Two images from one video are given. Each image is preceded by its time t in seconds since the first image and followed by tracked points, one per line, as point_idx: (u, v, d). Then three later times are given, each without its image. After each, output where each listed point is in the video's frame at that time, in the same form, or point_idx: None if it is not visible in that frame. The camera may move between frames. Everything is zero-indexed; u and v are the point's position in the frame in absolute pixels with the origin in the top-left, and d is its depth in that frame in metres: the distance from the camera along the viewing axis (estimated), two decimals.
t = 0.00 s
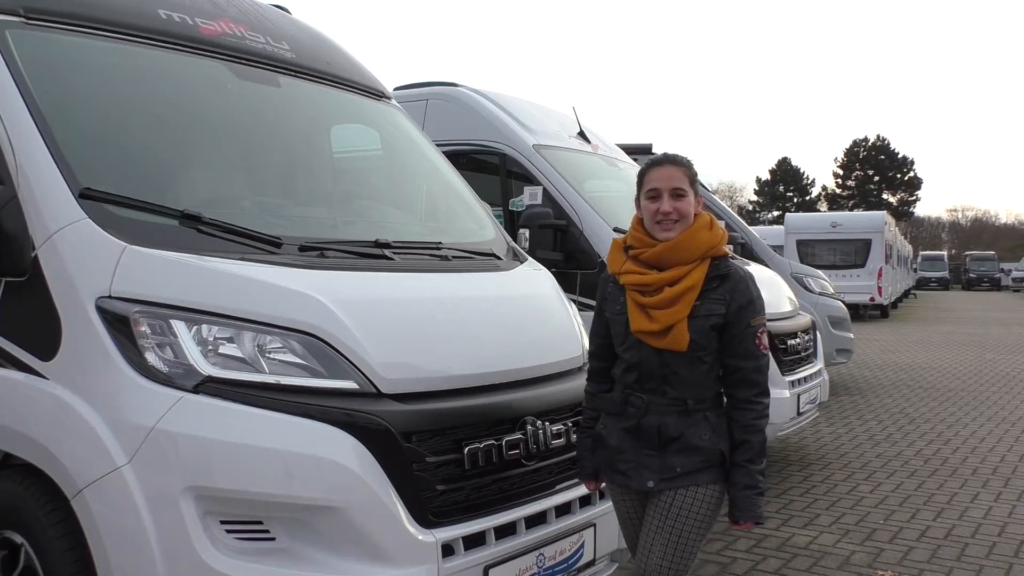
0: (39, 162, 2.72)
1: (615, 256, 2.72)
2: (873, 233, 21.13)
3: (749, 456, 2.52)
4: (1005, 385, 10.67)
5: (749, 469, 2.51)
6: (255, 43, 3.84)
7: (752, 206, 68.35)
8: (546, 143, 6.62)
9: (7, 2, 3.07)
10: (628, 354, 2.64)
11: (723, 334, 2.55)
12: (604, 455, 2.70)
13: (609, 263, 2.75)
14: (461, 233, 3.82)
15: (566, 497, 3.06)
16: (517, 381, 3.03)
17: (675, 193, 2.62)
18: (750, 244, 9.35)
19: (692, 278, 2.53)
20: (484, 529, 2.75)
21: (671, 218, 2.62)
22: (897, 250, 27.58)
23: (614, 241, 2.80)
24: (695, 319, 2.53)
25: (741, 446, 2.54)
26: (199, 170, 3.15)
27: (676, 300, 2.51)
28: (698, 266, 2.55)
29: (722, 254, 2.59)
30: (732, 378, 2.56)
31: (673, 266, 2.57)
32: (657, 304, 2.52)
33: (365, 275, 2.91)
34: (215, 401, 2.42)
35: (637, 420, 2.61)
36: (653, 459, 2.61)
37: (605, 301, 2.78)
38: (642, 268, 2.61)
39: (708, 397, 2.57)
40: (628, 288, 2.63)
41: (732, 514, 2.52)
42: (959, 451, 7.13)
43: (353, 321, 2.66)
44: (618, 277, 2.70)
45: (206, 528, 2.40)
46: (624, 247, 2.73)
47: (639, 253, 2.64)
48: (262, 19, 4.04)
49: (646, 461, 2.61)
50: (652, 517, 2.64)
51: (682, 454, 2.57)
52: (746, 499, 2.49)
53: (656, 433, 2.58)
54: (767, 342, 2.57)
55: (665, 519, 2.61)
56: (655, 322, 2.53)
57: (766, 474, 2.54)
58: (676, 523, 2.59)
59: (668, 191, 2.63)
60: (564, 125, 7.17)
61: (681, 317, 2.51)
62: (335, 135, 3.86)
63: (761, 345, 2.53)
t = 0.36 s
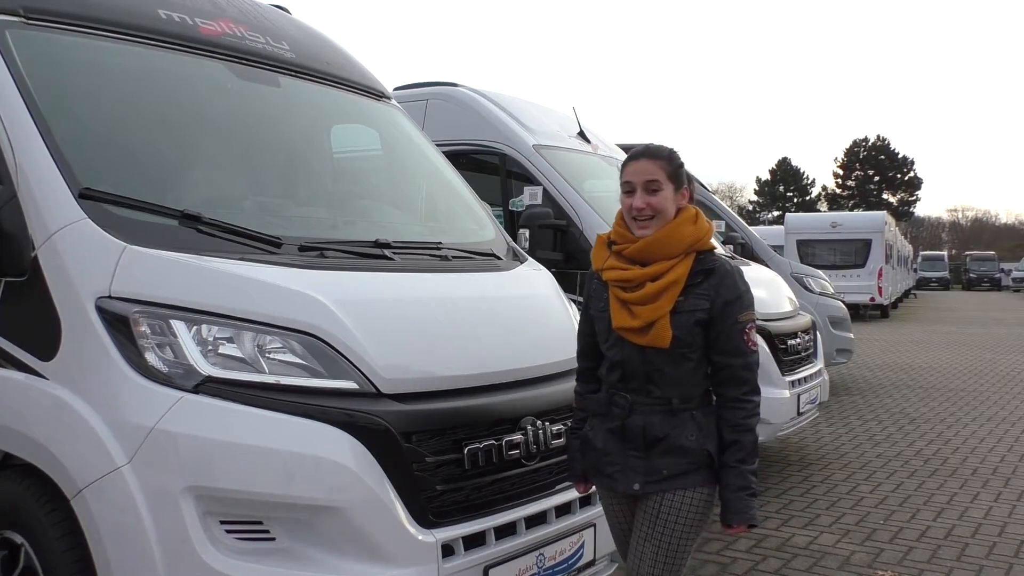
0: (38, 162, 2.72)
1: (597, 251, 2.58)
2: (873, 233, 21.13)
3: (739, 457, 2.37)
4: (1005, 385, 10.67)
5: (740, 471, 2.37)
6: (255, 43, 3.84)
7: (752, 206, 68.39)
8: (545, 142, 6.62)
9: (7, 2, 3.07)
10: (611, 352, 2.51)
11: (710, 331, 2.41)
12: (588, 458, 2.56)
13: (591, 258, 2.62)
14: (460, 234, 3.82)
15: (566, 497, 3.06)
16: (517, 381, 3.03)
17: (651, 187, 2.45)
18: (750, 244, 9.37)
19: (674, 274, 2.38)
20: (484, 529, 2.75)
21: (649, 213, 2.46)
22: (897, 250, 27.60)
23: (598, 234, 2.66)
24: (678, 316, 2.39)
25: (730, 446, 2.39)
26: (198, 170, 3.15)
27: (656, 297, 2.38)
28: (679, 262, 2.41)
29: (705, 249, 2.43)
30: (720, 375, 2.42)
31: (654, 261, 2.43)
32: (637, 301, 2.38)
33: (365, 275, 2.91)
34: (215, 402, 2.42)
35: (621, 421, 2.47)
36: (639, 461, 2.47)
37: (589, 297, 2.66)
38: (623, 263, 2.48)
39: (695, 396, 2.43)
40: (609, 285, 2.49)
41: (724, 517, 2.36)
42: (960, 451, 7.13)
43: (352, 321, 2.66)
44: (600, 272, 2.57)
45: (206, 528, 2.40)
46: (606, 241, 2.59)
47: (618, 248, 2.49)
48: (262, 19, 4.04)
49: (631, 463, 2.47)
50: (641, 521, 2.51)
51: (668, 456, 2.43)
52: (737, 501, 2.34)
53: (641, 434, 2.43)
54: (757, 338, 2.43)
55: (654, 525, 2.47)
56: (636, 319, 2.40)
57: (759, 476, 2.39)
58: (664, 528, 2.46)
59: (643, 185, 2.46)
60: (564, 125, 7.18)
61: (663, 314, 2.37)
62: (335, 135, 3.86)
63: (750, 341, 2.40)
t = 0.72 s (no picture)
0: (38, 162, 2.72)
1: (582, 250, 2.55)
2: (873, 233, 21.13)
3: (725, 460, 2.30)
4: (1006, 385, 10.67)
5: (724, 473, 2.30)
6: (255, 43, 3.84)
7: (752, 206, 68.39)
8: (545, 142, 6.61)
9: (7, 2, 3.07)
10: (594, 351, 2.45)
11: (695, 330, 2.36)
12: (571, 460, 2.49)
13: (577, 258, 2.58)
14: (460, 233, 3.81)
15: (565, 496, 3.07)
16: (517, 381, 3.03)
17: (635, 183, 2.42)
18: (750, 244, 9.37)
19: (658, 271, 2.34)
20: (485, 529, 2.75)
21: (633, 208, 2.42)
22: (897, 250, 27.61)
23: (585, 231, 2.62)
24: (662, 314, 2.34)
25: (715, 449, 2.33)
26: (197, 169, 3.15)
27: (640, 294, 2.33)
28: (663, 260, 2.37)
29: (690, 245, 2.39)
30: (706, 376, 2.37)
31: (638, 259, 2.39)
32: (620, 298, 2.34)
33: (364, 275, 2.91)
34: (215, 401, 2.42)
35: (604, 421, 2.41)
36: (621, 463, 2.40)
37: (573, 295, 2.60)
38: (607, 260, 2.43)
39: (678, 396, 2.36)
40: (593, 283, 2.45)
41: (706, 522, 2.30)
42: (960, 451, 7.12)
43: (352, 321, 2.66)
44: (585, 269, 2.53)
45: (206, 528, 2.40)
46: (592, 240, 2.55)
47: (604, 245, 2.46)
48: (262, 19, 4.04)
49: (614, 465, 2.41)
50: (627, 525, 2.44)
51: (651, 458, 2.36)
52: (720, 506, 2.27)
53: (623, 435, 2.38)
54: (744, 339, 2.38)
55: (638, 530, 2.40)
56: (619, 317, 2.35)
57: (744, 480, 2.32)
58: (647, 533, 2.39)
59: (627, 181, 2.43)
60: (564, 125, 7.18)
61: (646, 311, 2.32)
62: (335, 135, 3.86)
63: (736, 342, 2.34)
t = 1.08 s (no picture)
0: (38, 162, 2.72)
1: (568, 245, 2.51)
2: (873, 233, 21.13)
3: (730, 446, 2.30)
4: (1006, 385, 10.67)
5: (731, 459, 2.29)
6: (255, 43, 3.84)
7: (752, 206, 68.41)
8: (545, 142, 6.62)
9: (7, 2, 3.07)
10: (582, 351, 2.41)
11: (685, 328, 2.35)
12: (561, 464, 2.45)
13: (561, 254, 2.54)
14: (460, 233, 3.82)
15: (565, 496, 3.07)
16: (517, 381, 3.03)
17: (629, 173, 2.41)
18: (750, 245, 9.38)
19: (648, 264, 2.32)
20: (485, 529, 2.76)
21: (625, 199, 2.41)
22: (897, 250, 27.62)
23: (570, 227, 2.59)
24: (651, 310, 2.31)
25: (716, 439, 2.33)
26: (197, 170, 3.15)
27: (629, 290, 2.30)
28: (652, 254, 2.35)
29: (679, 241, 2.38)
30: (702, 371, 2.37)
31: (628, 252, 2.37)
32: (608, 294, 2.31)
33: (364, 276, 2.91)
34: (216, 401, 2.42)
35: (593, 423, 2.37)
36: (612, 465, 2.36)
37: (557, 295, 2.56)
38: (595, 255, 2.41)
39: (670, 395, 2.34)
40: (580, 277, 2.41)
41: (710, 505, 2.25)
42: (960, 451, 7.12)
43: (351, 321, 2.66)
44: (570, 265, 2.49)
45: (206, 528, 2.40)
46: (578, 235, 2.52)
47: (591, 239, 2.43)
48: (262, 19, 4.04)
49: (605, 468, 2.36)
50: (619, 527, 2.40)
51: (643, 459, 2.32)
52: (727, 488, 2.24)
53: (614, 437, 2.33)
54: (736, 333, 2.39)
55: (635, 533, 2.36)
56: (607, 314, 2.31)
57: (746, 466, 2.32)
58: (643, 533, 2.35)
59: (621, 171, 2.42)
60: (564, 125, 7.18)
61: (636, 306, 2.29)
62: (335, 135, 3.86)
63: (730, 335, 2.35)
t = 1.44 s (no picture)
0: (38, 162, 2.72)
1: (561, 247, 2.49)
2: (873, 233, 21.12)
3: (723, 461, 2.31)
4: (1006, 385, 10.66)
5: (725, 475, 2.31)
6: (255, 43, 3.84)
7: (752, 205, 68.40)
8: (546, 142, 6.62)
9: (7, 2, 3.07)
10: (578, 353, 2.38)
11: (682, 330, 2.35)
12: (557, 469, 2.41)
13: (552, 256, 2.51)
14: (460, 233, 3.82)
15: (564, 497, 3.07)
16: (517, 381, 3.03)
17: (628, 174, 2.41)
18: (750, 245, 9.38)
19: (647, 266, 2.32)
20: (485, 529, 2.75)
21: (625, 201, 2.40)
22: (897, 250, 27.60)
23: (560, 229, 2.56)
24: (650, 312, 2.31)
25: (708, 451, 2.32)
26: (196, 170, 3.14)
27: (628, 292, 2.30)
28: (649, 255, 2.35)
29: (675, 242, 2.39)
30: (696, 374, 2.36)
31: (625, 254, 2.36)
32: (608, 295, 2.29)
33: (364, 276, 2.91)
34: (215, 401, 2.42)
35: (591, 427, 2.35)
36: (611, 469, 2.34)
37: (548, 298, 2.52)
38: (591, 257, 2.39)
39: (667, 397, 2.34)
40: (576, 280, 2.39)
41: (709, 525, 2.33)
42: (960, 451, 7.12)
43: (351, 321, 2.66)
44: (564, 267, 2.46)
45: (205, 527, 2.40)
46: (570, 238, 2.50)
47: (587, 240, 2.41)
48: (262, 19, 4.04)
49: (603, 472, 2.34)
50: (617, 532, 2.39)
51: (642, 462, 2.32)
52: (724, 508, 2.30)
53: (614, 440, 2.32)
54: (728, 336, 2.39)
55: (636, 539, 2.36)
56: (607, 316, 2.30)
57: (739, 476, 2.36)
58: (644, 538, 2.35)
59: (621, 172, 2.41)
60: (564, 125, 7.18)
61: (636, 308, 2.29)
62: (335, 135, 3.86)
63: (723, 338, 2.35)
